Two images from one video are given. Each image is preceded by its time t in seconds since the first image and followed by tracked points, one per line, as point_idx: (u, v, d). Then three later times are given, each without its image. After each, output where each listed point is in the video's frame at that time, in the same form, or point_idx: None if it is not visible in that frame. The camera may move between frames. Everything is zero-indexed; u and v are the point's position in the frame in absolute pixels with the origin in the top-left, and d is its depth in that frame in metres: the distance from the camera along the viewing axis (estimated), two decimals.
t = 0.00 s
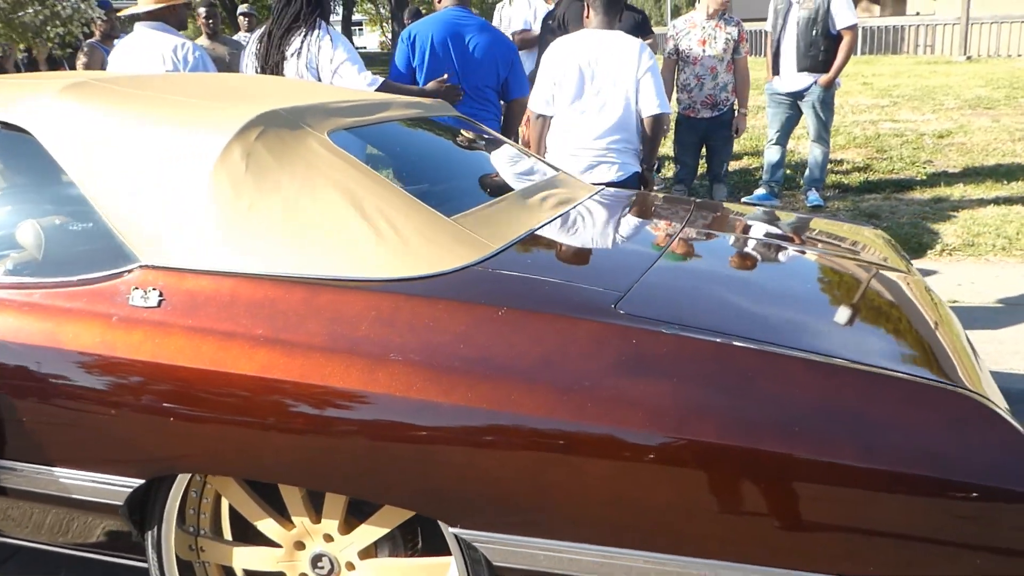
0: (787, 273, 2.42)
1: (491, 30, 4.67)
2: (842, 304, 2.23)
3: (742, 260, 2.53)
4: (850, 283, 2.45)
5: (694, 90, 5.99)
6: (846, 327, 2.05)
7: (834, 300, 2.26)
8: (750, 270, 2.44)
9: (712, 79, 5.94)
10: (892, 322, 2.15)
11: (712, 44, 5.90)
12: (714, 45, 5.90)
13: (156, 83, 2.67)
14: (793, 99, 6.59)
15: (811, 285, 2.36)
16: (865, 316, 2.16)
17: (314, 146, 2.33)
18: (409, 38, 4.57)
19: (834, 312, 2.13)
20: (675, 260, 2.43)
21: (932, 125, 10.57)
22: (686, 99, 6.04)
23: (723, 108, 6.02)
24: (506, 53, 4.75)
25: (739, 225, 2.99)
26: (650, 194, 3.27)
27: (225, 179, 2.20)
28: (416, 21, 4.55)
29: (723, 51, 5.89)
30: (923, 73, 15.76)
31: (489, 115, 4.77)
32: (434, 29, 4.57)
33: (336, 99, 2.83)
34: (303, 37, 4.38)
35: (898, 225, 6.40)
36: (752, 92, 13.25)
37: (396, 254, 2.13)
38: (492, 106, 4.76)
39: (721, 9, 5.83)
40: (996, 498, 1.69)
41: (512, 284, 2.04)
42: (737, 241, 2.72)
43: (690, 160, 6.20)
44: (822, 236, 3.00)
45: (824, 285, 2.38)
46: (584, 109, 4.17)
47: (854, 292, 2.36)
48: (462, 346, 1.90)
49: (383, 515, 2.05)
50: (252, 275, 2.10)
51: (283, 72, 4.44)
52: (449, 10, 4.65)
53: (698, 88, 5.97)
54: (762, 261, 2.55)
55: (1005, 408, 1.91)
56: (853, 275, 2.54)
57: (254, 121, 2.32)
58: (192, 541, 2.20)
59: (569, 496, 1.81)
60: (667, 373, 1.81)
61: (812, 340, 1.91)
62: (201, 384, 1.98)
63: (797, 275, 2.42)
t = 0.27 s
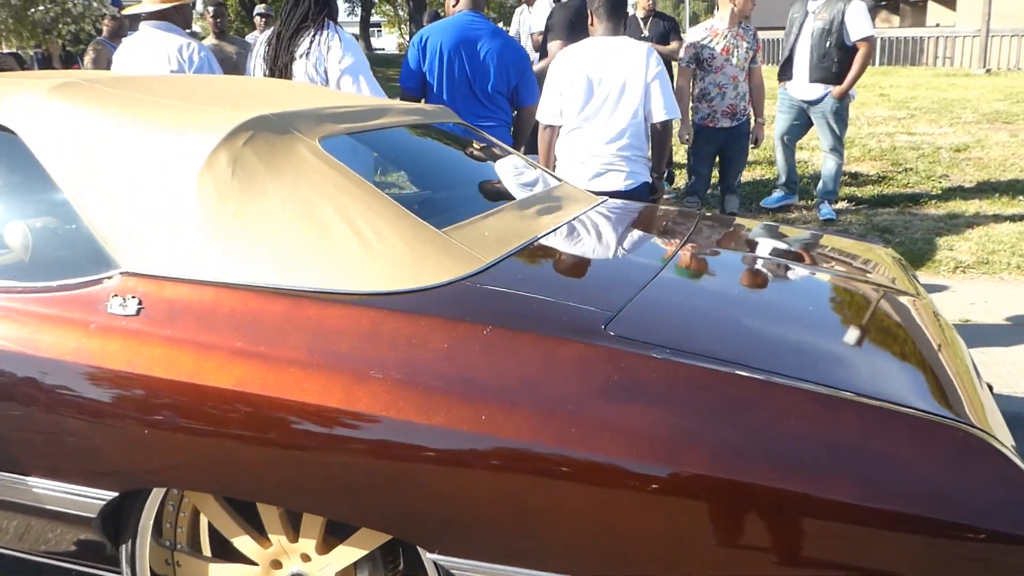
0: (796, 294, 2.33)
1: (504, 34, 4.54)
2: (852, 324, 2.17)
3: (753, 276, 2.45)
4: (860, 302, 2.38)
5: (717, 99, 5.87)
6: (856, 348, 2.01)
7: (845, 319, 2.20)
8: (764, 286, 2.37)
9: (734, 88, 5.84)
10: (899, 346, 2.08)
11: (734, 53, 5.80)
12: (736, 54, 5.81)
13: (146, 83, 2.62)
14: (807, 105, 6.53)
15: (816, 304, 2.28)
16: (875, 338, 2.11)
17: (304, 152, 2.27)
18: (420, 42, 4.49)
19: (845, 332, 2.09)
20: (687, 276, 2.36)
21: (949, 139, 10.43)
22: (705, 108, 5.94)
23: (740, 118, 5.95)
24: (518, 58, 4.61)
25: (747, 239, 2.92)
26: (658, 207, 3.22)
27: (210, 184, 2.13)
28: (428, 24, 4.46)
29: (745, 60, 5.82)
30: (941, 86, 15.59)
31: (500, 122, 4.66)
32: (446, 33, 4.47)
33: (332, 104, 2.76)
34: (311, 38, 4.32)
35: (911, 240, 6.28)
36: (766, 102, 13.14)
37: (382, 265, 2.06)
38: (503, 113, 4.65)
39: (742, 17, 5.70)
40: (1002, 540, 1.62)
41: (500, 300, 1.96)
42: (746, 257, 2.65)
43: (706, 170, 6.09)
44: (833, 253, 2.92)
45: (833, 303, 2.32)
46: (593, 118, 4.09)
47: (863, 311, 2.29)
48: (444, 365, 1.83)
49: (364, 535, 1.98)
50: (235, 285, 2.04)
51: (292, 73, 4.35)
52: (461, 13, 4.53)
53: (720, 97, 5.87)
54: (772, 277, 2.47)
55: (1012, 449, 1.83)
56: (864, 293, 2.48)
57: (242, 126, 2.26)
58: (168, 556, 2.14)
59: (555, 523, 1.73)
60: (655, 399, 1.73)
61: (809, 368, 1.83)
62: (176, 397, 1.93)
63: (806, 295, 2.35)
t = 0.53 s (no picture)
0: (817, 307, 2.27)
1: (517, 31, 4.38)
2: (881, 344, 2.10)
3: (774, 290, 2.38)
4: (891, 322, 2.29)
5: (754, 108, 5.75)
6: (882, 369, 1.94)
7: (875, 339, 2.13)
8: (784, 300, 2.30)
9: (771, 97, 5.75)
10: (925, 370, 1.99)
11: (771, 62, 5.71)
12: (774, 63, 5.72)
13: (162, 83, 2.59)
14: (836, 122, 6.39)
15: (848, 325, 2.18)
16: (903, 359, 2.04)
17: (316, 156, 2.23)
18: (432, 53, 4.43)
19: (872, 351, 2.03)
20: (709, 288, 2.29)
21: (989, 154, 10.18)
22: (742, 118, 5.79)
23: (775, 127, 5.84)
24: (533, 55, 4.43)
25: (774, 252, 2.84)
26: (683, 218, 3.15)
27: (219, 188, 2.10)
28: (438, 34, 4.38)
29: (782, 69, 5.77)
30: (983, 100, 15.26)
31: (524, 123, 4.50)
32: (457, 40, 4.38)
33: (350, 106, 2.71)
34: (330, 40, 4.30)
35: (947, 257, 6.11)
36: (802, 113, 12.96)
37: (390, 274, 2.01)
38: (524, 115, 4.48)
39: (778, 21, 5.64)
40: None
41: (510, 314, 1.90)
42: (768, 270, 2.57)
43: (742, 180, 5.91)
44: (865, 270, 2.82)
45: (864, 322, 2.23)
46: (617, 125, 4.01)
47: (894, 331, 2.21)
48: (448, 379, 1.77)
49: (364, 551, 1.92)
50: (240, 291, 2.00)
51: (310, 74, 4.34)
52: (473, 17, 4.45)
53: (757, 106, 5.75)
54: (794, 291, 2.39)
55: None
56: (895, 312, 2.39)
57: (254, 128, 2.23)
58: (168, 564, 2.09)
59: (560, 549, 1.66)
60: (666, 422, 1.66)
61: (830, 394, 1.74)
62: (176, 404, 1.89)
63: (832, 310, 2.28)
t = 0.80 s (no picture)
0: (829, 306, 2.21)
1: (518, 29, 4.31)
2: (897, 346, 2.02)
3: (774, 286, 2.33)
4: (906, 324, 2.21)
5: (765, 106, 5.67)
6: (898, 370, 1.87)
7: (890, 340, 2.05)
8: (783, 298, 2.25)
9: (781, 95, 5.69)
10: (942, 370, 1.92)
11: (782, 59, 5.65)
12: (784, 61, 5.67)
13: (161, 87, 2.55)
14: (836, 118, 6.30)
15: (862, 326, 2.11)
16: (919, 360, 1.97)
17: (315, 161, 2.17)
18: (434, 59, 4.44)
19: (888, 353, 1.96)
20: (706, 285, 2.25)
21: (1006, 152, 10.02)
22: (754, 116, 5.71)
23: (785, 125, 5.76)
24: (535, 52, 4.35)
25: (778, 249, 2.78)
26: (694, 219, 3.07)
27: (215, 194, 2.05)
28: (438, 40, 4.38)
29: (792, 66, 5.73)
30: (999, 97, 15.07)
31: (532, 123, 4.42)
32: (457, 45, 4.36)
33: (351, 108, 2.65)
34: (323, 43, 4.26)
35: (964, 257, 5.99)
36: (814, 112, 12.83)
37: (390, 281, 1.95)
38: (530, 111, 4.40)
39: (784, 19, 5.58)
40: None
41: (513, 322, 1.83)
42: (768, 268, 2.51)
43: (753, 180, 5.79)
44: (878, 270, 2.73)
45: (878, 323, 2.16)
46: (624, 125, 3.94)
47: (910, 333, 2.14)
48: (448, 390, 1.71)
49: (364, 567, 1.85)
50: (236, 300, 1.94)
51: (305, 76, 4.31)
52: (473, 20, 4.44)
53: (767, 104, 5.69)
54: (794, 288, 2.34)
55: None
56: (910, 313, 2.31)
57: (252, 132, 2.17)
58: None
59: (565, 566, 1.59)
60: (675, 434, 1.58)
61: (847, 404, 1.66)
62: (171, 417, 1.84)
63: (846, 310, 2.21)
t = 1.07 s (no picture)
0: (841, 304, 2.15)
1: (534, 27, 4.20)
2: (909, 342, 1.96)
3: (776, 280, 2.28)
4: (919, 319, 2.13)
5: (765, 102, 5.58)
6: (910, 368, 1.81)
7: (901, 337, 1.99)
8: (784, 292, 2.19)
9: (781, 90, 5.59)
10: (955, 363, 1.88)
11: (783, 54, 5.56)
12: (784, 56, 5.58)
13: (158, 88, 2.47)
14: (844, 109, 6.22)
15: (872, 323, 2.05)
16: (932, 356, 1.91)
17: (317, 162, 2.10)
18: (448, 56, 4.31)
19: (901, 349, 1.91)
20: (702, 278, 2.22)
21: (1017, 144, 9.89)
22: (754, 113, 5.62)
23: (788, 121, 5.66)
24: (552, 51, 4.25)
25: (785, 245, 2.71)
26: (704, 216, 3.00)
27: (213, 198, 1.97)
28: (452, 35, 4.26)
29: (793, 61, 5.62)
30: (1008, 89, 14.91)
31: (546, 123, 4.32)
32: (471, 41, 4.24)
33: (354, 107, 2.57)
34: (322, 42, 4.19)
35: (977, 251, 5.88)
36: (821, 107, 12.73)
37: (395, 287, 1.87)
38: (545, 112, 4.31)
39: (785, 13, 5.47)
40: None
41: (523, 329, 1.75)
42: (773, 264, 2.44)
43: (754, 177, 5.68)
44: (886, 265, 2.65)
45: (889, 319, 2.10)
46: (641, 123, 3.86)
47: (922, 328, 2.07)
48: (458, 402, 1.63)
49: None
50: (235, 309, 1.86)
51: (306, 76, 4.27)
52: (488, 15, 4.29)
53: (767, 99, 5.58)
54: (797, 284, 2.27)
55: None
56: (921, 307, 2.24)
57: (251, 133, 2.10)
58: None
59: None
60: (697, 447, 1.50)
61: (878, 412, 1.58)
62: (170, 431, 1.77)
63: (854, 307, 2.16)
